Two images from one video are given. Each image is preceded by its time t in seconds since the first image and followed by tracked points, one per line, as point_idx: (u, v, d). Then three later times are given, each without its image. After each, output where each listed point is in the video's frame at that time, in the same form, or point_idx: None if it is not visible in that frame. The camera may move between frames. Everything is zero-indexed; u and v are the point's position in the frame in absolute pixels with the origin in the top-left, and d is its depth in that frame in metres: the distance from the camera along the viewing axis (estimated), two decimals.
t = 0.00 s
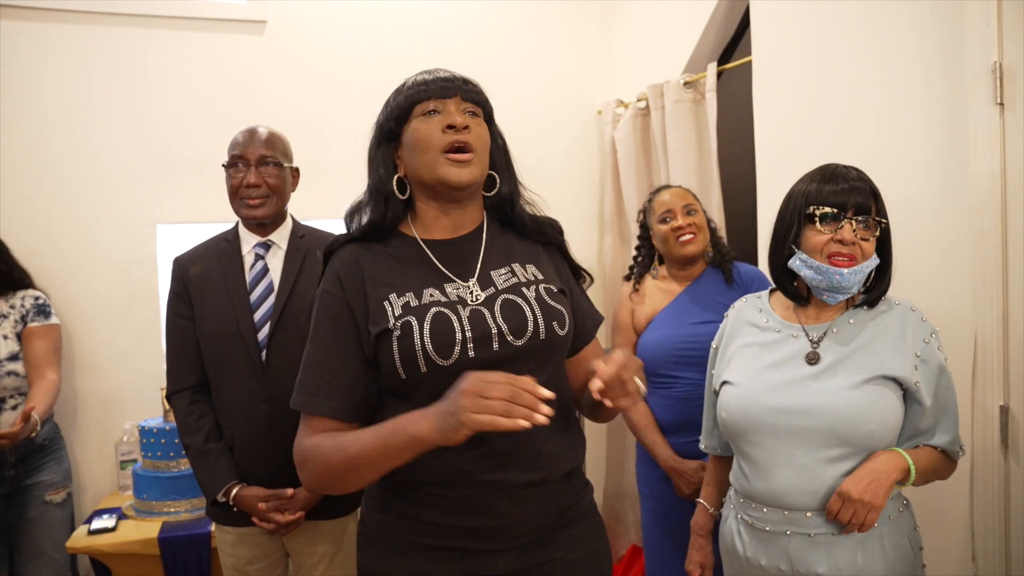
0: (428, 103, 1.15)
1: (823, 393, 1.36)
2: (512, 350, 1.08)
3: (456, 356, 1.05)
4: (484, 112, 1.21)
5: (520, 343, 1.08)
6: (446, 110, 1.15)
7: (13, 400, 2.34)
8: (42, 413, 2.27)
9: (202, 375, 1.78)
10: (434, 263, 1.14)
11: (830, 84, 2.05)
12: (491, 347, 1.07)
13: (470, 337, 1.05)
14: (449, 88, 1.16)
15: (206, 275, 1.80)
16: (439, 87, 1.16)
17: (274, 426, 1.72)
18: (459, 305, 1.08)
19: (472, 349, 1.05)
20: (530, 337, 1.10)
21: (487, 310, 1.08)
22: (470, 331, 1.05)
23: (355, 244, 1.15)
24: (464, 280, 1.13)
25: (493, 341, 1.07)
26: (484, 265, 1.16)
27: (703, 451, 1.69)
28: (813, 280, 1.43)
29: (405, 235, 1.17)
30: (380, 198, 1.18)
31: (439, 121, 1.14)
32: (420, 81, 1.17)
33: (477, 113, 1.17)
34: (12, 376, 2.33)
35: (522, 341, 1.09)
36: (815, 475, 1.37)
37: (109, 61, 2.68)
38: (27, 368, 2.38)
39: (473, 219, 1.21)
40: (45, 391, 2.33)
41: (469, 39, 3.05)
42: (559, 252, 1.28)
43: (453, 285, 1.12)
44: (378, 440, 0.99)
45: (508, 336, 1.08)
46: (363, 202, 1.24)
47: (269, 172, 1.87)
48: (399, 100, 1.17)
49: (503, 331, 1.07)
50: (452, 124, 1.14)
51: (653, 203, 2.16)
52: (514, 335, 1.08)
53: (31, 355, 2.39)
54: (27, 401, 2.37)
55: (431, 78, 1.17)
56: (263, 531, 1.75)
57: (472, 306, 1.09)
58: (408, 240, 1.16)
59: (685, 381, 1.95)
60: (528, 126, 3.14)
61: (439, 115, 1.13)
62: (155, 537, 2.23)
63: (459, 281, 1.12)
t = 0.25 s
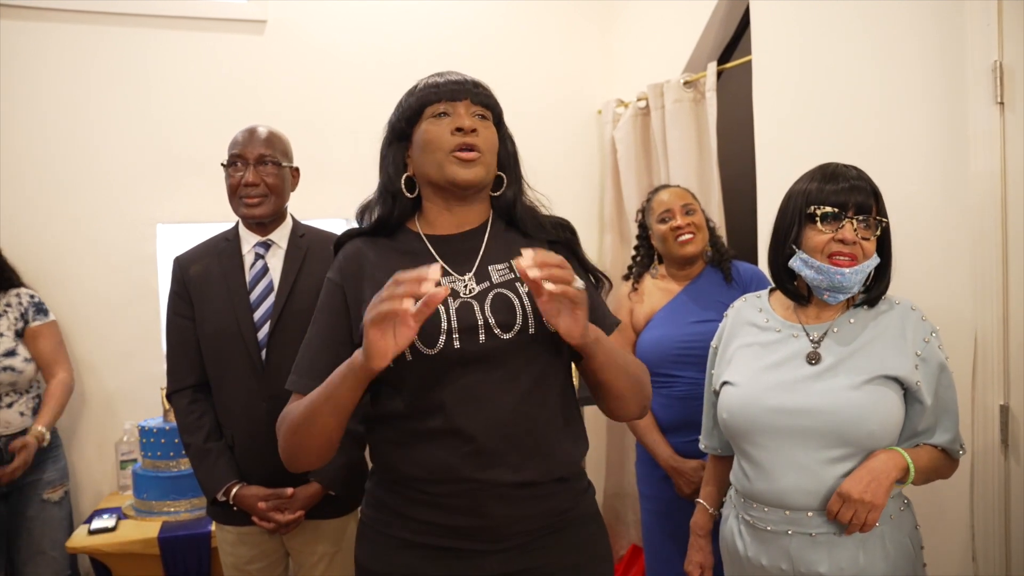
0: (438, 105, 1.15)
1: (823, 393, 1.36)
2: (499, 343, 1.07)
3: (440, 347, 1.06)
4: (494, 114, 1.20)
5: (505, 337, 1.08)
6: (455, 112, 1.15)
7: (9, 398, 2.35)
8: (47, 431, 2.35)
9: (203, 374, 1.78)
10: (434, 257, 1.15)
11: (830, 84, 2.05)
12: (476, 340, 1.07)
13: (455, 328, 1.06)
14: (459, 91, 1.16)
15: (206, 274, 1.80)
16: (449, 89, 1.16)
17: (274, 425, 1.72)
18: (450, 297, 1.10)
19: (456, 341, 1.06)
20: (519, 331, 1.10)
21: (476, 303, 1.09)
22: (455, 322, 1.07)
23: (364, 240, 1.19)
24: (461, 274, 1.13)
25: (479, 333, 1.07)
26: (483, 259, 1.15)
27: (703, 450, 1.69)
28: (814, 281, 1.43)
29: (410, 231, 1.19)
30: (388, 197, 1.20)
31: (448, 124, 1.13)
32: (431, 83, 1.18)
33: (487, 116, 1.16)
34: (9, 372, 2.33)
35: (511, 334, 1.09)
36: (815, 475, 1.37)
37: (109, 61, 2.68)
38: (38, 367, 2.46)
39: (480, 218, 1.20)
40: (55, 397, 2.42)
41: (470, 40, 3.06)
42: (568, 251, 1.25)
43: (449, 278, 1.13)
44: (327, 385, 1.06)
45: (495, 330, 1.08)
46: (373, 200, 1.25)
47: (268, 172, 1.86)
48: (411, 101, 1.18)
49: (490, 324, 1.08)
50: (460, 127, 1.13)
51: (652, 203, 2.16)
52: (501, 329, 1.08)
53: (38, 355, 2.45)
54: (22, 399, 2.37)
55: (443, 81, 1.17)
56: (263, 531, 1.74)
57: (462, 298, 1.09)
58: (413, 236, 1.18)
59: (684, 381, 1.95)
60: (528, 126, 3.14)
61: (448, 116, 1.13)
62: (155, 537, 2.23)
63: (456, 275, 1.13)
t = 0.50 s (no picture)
0: (450, 106, 1.16)
1: (824, 393, 1.36)
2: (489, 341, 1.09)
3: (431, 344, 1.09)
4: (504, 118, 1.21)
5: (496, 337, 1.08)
6: (468, 113, 1.15)
7: (14, 398, 2.34)
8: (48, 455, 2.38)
9: (203, 374, 1.78)
10: (434, 256, 1.16)
11: (831, 84, 2.05)
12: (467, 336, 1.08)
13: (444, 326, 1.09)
14: (471, 93, 1.17)
15: (207, 273, 1.80)
16: (461, 90, 1.17)
17: (275, 425, 1.71)
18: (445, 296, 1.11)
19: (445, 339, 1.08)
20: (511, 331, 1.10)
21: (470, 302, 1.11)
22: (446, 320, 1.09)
23: (372, 240, 1.22)
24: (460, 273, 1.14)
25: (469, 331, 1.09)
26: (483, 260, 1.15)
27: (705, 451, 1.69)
28: (815, 281, 1.43)
29: (416, 232, 1.21)
30: (394, 197, 1.21)
31: (461, 125, 1.14)
32: (443, 85, 1.18)
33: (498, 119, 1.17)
34: (18, 370, 2.34)
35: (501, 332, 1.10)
36: (816, 475, 1.37)
37: (109, 60, 2.68)
38: (45, 373, 2.49)
39: (485, 219, 1.22)
40: (58, 402, 2.46)
41: (471, 40, 3.06)
42: (569, 251, 1.22)
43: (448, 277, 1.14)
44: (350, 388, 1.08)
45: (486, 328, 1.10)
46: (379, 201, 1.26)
47: (269, 171, 1.86)
48: (423, 100, 1.18)
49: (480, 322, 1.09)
50: (473, 128, 1.14)
51: (652, 202, 2.16)
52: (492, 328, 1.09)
53: (46, 360, 2.48)
54: (26, 398, 2.38)
55: (455, 82, 1.18)
56: (263, 530, 1.74)
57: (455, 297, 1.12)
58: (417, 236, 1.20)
59: (684, 381, 1.95)
60: (529, 125, 3.14)
61: (461, 117, 1.14)
62: (155, 537, 2.23)
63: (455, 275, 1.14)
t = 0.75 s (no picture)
0: (452, 114, 1.16)
1: (828, 396, 1.36)
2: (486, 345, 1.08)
3: (427, 348, 1.08)
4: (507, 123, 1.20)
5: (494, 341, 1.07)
6: (470, 122, 1.16)
7: (29, 399, 2.39)
8: (68, 455, 2.40)
9: (207, 375, 1.78)
10: (435, 260, 1.17)
11: (834, 85, 2.05)
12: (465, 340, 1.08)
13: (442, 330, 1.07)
14: (474, 99, 1.17)
15: (210, 275, 1.80)
16: (464, 97, 1.17)
17: (278, 426, 1.72)
18: (444, 299, 1.11)
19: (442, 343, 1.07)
20: (507, 335, 1.09)
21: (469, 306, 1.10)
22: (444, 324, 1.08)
23: (376, 244, 1.23)
24: (460, 277, 1.14)
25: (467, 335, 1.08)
26: (484, 265, 1.15)
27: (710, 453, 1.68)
28: (816, 283, 1.43)
29: (417, 236, 1.22)
30: (397, 202, 1.23)
31: (462, 134, 1.15)
32: (445, 90, 1.18)
33: (500, 126, 1.17)
34: (33, 373, 2.38)
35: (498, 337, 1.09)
36: (819, 478, 1.37)
37: (114, 61, 2.69)
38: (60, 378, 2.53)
39: (489, 223, 1.22)
40: (73, 406, 2.49)
41: (473, 41, 3.06)
42: (570, 256, 1.22)
43: (448, 281, 1.13)
44: (374, 419, 1.08)
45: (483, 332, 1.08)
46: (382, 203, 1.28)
47: (272, 173, 1.86)
48: (426, 106, 1.19)
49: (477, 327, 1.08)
50: (474, 137, 1.15)
51: (655, 204, 2.16)
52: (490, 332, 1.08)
53: (64, 365, 2.52)
54: (39, 400, 2.42)
55: (457, 88, 1.18)
56: (265, 531, 1.74)
57: (455, 301, 1.10)
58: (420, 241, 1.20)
59: (687, 384, 1.94)
60: (531, 127, 3.14)
61: (462, 126, 1.14)
62: (157, 538, 2.23)
63: (455, 278, 1.14)
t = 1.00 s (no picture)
0: (434, 119, 1.16)
1: (831, 394, 1.36)
2: (485, 345, 1.09)
3: (426, 348, 1.09)
4: (496, 120, 1.18)
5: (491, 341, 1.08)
6: (451, 125, 1.15)
7: (36, 401, 2.42)
8: (98, 459, 2.41)
9: (209, 374, 1.79)
10: (435, 261, 1.17)
11: (837, 84, 2.05)
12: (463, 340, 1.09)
13: (440, 330, 1.08)
14: (456, 101, 1.16)
15: (212, 274, 1.80)
16: (445, 99, 1.16)
17: (280, 425, 1.72)
18: (442, 299, 1.11)
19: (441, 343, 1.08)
20: (506, 334, 1.10)
21: (467, 305, 1.10)
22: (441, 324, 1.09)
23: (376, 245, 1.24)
24: (460, 278, 1.14)
25: (465, 335, 1.09)
26: (484, 264, 1.15)
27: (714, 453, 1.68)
28: (817, 282, 1.43)
29: (417, 237, 1.22)
30: (396, 202, 1.23)
31: (441, 138, 1.15)
32: (431, 91, 1.18)
33: (482, 125, 1.16)
34: (39, 377, 2.39)
35: (496, 336, 1.10)
36: (822, 476, 1.36)
37: (117, 62, 2.69)
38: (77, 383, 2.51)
39: (488, 221, 1.22)
40: (92, 414, 2.48)
41: (475, 40, 3.06)
42: (569, 254, 1.22)
43: (447, 282, 1.14)
44: (379, 422, 1.09)
45: (482, 332, 1.09)
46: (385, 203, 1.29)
47: (273, 173, 1.84)
48: (412, 113, 1.19)
49: (476, 326, 1.09)
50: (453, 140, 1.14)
51: (656, 203, 2.15)
52: (487, 332, 1.09)
53: (78, 371, 2.51)
54: (48, 403, 2.44)
55: (440, 90, 1.17)
56: (267, 530, 1.75)
57: (454, 300, 1.11)
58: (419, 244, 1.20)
59: (689, 382, 1.94)
60: (533, 126, 3.14)
61: (440, 131, 1.15)
62: (159, 536, 2.23)
63: (454, 279, 1.14)
